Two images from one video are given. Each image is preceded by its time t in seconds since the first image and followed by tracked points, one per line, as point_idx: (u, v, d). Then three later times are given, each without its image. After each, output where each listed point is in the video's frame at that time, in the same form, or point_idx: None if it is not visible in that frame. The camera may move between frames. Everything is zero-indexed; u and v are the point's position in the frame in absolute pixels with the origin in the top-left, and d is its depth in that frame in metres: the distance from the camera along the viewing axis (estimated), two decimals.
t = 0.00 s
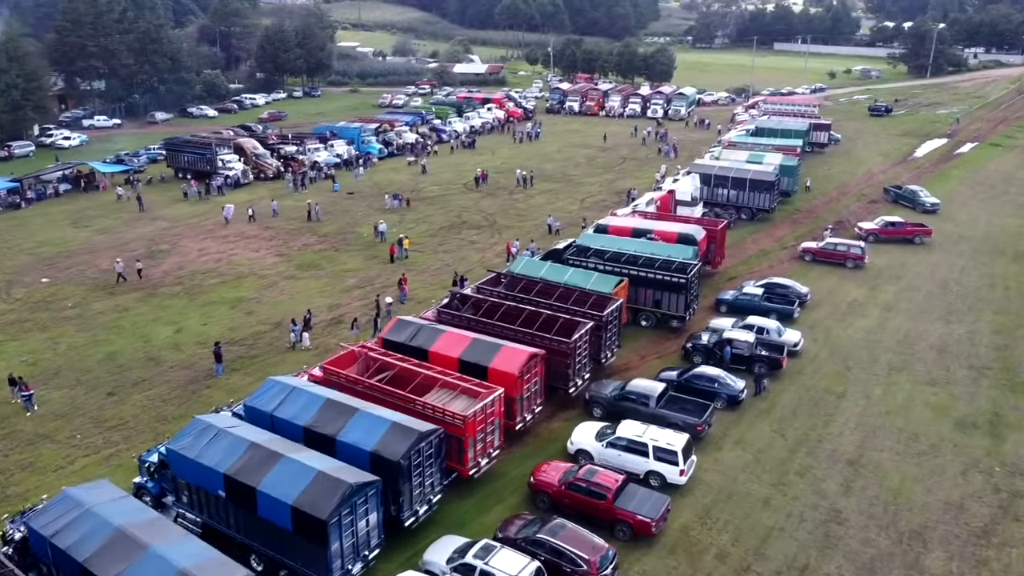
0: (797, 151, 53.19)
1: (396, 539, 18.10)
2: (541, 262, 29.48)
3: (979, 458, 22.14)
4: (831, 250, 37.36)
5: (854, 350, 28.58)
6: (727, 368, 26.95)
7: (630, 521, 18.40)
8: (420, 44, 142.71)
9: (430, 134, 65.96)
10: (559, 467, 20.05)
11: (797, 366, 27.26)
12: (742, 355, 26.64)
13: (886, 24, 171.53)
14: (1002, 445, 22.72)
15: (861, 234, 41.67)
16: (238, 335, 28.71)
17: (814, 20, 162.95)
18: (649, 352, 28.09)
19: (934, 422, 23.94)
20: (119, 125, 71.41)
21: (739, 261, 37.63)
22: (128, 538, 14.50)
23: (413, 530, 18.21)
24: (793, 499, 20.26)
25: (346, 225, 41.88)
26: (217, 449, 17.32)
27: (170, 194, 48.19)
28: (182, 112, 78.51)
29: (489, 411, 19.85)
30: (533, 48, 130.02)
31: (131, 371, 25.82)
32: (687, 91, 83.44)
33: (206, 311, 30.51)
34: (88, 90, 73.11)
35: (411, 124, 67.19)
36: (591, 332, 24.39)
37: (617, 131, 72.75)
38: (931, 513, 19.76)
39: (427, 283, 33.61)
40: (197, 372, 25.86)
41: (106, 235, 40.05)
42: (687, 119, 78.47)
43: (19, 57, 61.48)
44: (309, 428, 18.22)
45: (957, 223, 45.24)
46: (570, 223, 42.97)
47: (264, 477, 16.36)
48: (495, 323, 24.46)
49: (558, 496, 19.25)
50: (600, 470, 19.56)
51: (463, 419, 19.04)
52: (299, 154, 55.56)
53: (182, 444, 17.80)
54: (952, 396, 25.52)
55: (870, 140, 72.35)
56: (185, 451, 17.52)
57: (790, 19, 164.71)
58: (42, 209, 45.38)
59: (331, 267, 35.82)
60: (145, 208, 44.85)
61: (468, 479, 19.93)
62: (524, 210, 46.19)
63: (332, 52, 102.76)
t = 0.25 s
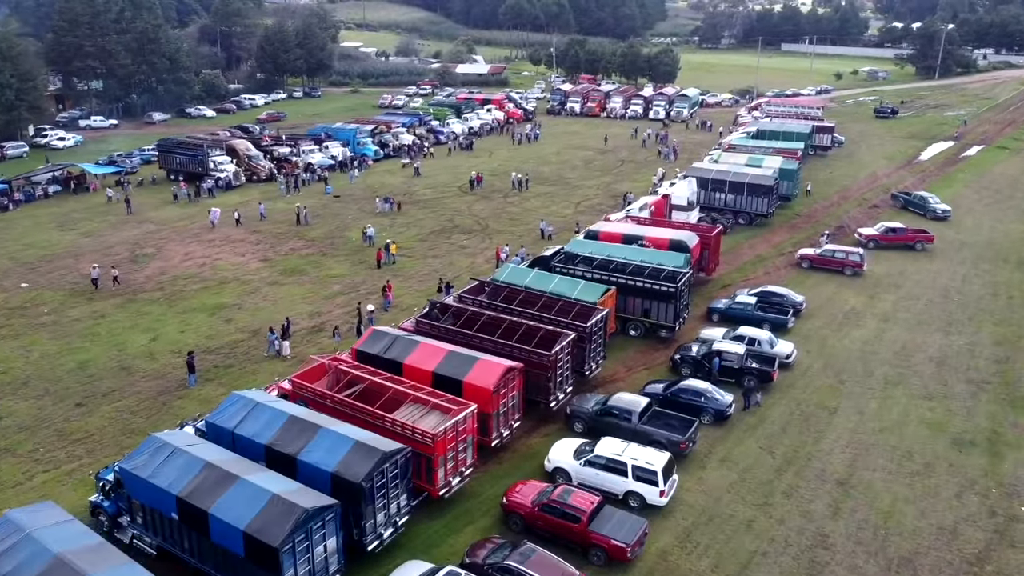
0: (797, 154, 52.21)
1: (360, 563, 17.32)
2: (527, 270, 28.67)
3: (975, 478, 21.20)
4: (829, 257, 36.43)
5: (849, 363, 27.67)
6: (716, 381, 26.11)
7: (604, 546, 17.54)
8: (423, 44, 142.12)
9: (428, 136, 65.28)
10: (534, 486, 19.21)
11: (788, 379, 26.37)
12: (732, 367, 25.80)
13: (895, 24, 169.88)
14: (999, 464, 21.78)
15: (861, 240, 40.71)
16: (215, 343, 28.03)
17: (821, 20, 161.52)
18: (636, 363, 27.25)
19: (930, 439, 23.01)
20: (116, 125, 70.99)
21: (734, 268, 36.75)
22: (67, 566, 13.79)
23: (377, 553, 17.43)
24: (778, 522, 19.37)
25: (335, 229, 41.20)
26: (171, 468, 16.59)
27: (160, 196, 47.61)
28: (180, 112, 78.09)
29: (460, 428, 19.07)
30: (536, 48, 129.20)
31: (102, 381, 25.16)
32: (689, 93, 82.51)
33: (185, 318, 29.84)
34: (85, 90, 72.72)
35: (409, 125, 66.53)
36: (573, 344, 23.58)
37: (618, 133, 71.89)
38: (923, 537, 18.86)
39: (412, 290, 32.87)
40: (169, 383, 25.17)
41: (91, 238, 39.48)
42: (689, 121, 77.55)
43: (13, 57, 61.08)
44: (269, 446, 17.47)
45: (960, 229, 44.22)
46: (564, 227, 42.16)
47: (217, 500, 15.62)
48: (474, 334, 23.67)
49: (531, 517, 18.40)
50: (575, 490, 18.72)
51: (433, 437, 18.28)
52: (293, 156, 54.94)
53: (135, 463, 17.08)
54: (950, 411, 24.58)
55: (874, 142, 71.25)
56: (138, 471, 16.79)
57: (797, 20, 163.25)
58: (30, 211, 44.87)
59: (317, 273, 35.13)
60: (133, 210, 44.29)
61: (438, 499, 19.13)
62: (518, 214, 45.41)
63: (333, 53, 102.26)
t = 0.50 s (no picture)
0: (799, 157, 51.20)
1: None
2: (512, 278, 27.90)
3: (972, 500, 20.27)
4: (828, 264, 35.48)
5: (844, 375, 26.74)
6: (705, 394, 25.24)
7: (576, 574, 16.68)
8: (427, 44, 141.48)
9: (425, 138, 64.54)
10: (508, 508, 18.42)
11: (780, 393, 25.47)
12: (721, 380, 24.92)
13: (905, 24, 168.09)
14: (998, 486, 20.82)
15: (862, 246, 39.72)
16: (192, 351, 27.33)
17: (829, 21, 159.95)
18: (624, 375, 26.39)
19: (925, 459, 22.06)
20: (113, 126, 70.54)
21: (729, 275, 35.83)
22: None
23: None
24: (762, 547, 18.47)
25: (324, 233, 40.46)
26: (121, 490, 15.87)
27: (149, 198, 46.99)
28: (179, 113, 77.68)
29: (430, 447, 18.26)
30: (540, 48, 128.35)
31: (72, 391, 24.50)
32: (692, 94, 81.53)
33: (163, 325, 29.17)
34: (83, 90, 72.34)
35: (406, 126, 65.83)
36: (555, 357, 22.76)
37: (618, 135, 70.98)
38: (915, 566, 17.93)
39: (398, 297, 32.10)
40: (141, 394, 24.47)
41: (76, 242, 38.88)
42: (691, 123, 76.60)
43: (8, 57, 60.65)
44: (227, 467, 16.74)
45: (964, 234, 43.14)
46: (557, 232, 41.36)
47: (166, 525, 14.91)
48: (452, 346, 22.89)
49: (503, 541, 17.62)
50: (549, 512, 17.92)
51: (401, 456, 17.50)
52: (287, 157, 54.28)
53: (86, 484, 16.37)
54: (947, 429, 23.63)
55: (879, 145, 70.07)
56: (88, 492, 16.09)
57: (805, 20, 161.74)
58: (18, 212, 44.33)
59: (302, 278, 34.42)
60: (122, 213, 43.71)
61: (407, 521, 18.35)
62: (511, 218, 44.63)
63: (334, 53, 101.74)
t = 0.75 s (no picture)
0: (800, 161, 50.21)
1: None
2: (497, 286, 27.17)
3: (967, 524, 19.36)
4: (825, 272, 34.55)
5: (838, 390, 25.83)
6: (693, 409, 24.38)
7: None
8: (431, 45, 140.85)
9: (422, 140, 63.84)
10: (479, 531, 17.62)
11: (771, 408, 24.59)
12: (710, 395, 24.04)
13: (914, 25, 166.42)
14: (995, 509, 19.90)
15: (862, 253, 38.75)
16: (167, 360, 26.65)
17: (837, 22, 158.51)
18: (610, 387, 25.59)
19: (920, 479, 21.14)
20: (110, 126, 70.09)
21: (725, 283, 34.95)
22: None
23: None
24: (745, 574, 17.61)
25: (312, 238, 39.75)
26: (67, 513, 15.15)
27: (139, 200, 46.40)
28: (177, 114, 77.26)
29: (398, 467, 17.47)
30: (544, 49, 127.56)
31: (41, 401, 23.84)
32: (695, 95, 80.55)
33: (141, 333, 28.53)
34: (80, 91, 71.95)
35: (404, 127, 65.14)
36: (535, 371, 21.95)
37: (619, 137, 70.09)
38: None
39: (383, 305, 31.36)
40: (111, 405, 23.80)
41: (61, 245, 38.33)
42: (693, 125, 75.66)
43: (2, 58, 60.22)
44: (180, 488, 16.00)
45: (968, 241, 42.08)
46: (551, 238, 40.56)
47: (110, 553, 14.18)
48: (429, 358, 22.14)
49: (472, 567, 16.83)
50: (520, 537, 17.12)
51: (365, 477, 16.71)
52: (281, 160, 53.67)
53: (32, 506, 15.64)
54: (944, 446, 22.71)
55: (885, 148, 68.93)
56: (33, 514, 15.38)
57: (813, 20, 160.32)
58: (6, 215, 43.83)
59: (287, 284, 33.72)
60: (110, 216, 43.13)
61: (373, 544, 17.58)
62: (505, 222, 43.86)
63: (335, 54, 101.22)
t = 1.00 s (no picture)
0: (801, 164, 49.22)
1: None
2: (480, 294, 26.43)
3: (961, 550, 18.45)
4: (823, 280, 33.61)
5: (830, 404, 24.94)
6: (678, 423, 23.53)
7: None
8: (435, 45, 140.24)
9: (420, 141, 63.13)
10: (446, 555, 16.86)
11: (760, 423, 23.72)
12: (696, 410, 23.16)
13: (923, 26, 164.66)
14: (990, 534, 18.99)
15: (862, 260, 37.76)
16: (141, 369, 26.00)
17: (845, 22, 156.99)
18: (594, 400, 24.77)
19: (913, 500, 20.23)
20: (106, 127, 69.66)
21: (719, 291, 34.05)
22: None
23: None
24: None
25: (300, 242, 39.08)
26: (8, 537, 14.46)
27: (129, 203, 45.89)
28: (175, 114, 76.88)
29: (361, 488, 16.72)
30: (548, 49, 126.75)
31: (7, 412, 23.23)
32: (698, 96, 79.58)
33: (117, 340, 27.91)
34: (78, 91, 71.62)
35: (401, 129, 64.45)
36: (513, 385, 21.17)
37: (619, 139, 69.20)
38: None
39: (366, 313, 30.64)
40: (79, 416, 23.15)
41: (45, 248, 37.80)
42: (696, 126, 74.71)
43: None
44: (130, 511, 15.29)
45: (971, 247, 41.04)
46: (543, 243, 39.75)
47: None
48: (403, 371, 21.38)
49: None
50: (488, 561, 16.40)
51: (325, 499, 15.96)
52: (275, 162, 53.05)
53: None
54: (940, 465, 21.78)
55: (889, 151, 67.81)
56: None
57: (821, 21, 158.87)
58: None
59: (270, 290, 33.05)
60: (98, 219, 42.60)
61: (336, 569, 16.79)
62: (498, 226, 43.10)
63: (336, 54, 100.72)
